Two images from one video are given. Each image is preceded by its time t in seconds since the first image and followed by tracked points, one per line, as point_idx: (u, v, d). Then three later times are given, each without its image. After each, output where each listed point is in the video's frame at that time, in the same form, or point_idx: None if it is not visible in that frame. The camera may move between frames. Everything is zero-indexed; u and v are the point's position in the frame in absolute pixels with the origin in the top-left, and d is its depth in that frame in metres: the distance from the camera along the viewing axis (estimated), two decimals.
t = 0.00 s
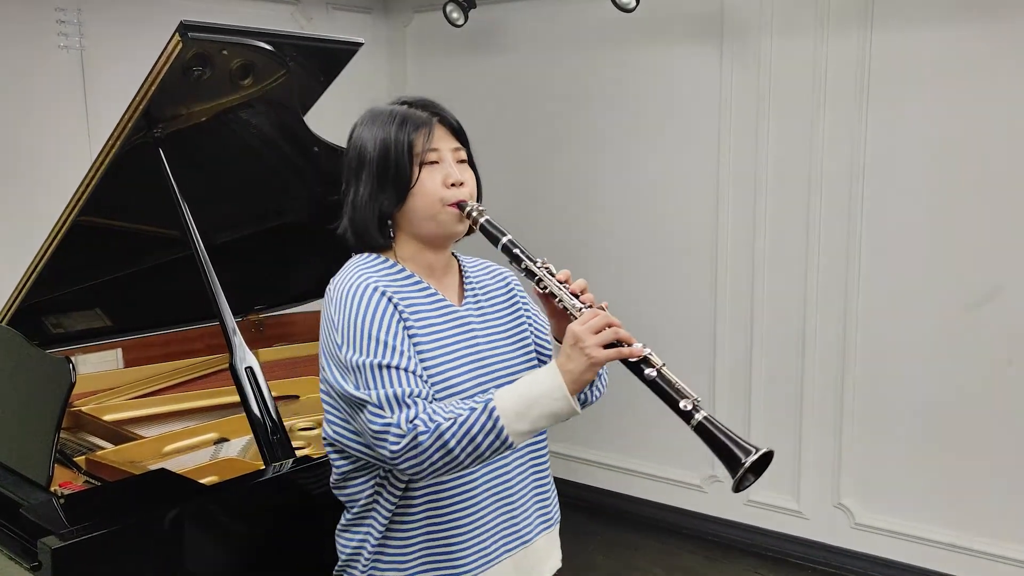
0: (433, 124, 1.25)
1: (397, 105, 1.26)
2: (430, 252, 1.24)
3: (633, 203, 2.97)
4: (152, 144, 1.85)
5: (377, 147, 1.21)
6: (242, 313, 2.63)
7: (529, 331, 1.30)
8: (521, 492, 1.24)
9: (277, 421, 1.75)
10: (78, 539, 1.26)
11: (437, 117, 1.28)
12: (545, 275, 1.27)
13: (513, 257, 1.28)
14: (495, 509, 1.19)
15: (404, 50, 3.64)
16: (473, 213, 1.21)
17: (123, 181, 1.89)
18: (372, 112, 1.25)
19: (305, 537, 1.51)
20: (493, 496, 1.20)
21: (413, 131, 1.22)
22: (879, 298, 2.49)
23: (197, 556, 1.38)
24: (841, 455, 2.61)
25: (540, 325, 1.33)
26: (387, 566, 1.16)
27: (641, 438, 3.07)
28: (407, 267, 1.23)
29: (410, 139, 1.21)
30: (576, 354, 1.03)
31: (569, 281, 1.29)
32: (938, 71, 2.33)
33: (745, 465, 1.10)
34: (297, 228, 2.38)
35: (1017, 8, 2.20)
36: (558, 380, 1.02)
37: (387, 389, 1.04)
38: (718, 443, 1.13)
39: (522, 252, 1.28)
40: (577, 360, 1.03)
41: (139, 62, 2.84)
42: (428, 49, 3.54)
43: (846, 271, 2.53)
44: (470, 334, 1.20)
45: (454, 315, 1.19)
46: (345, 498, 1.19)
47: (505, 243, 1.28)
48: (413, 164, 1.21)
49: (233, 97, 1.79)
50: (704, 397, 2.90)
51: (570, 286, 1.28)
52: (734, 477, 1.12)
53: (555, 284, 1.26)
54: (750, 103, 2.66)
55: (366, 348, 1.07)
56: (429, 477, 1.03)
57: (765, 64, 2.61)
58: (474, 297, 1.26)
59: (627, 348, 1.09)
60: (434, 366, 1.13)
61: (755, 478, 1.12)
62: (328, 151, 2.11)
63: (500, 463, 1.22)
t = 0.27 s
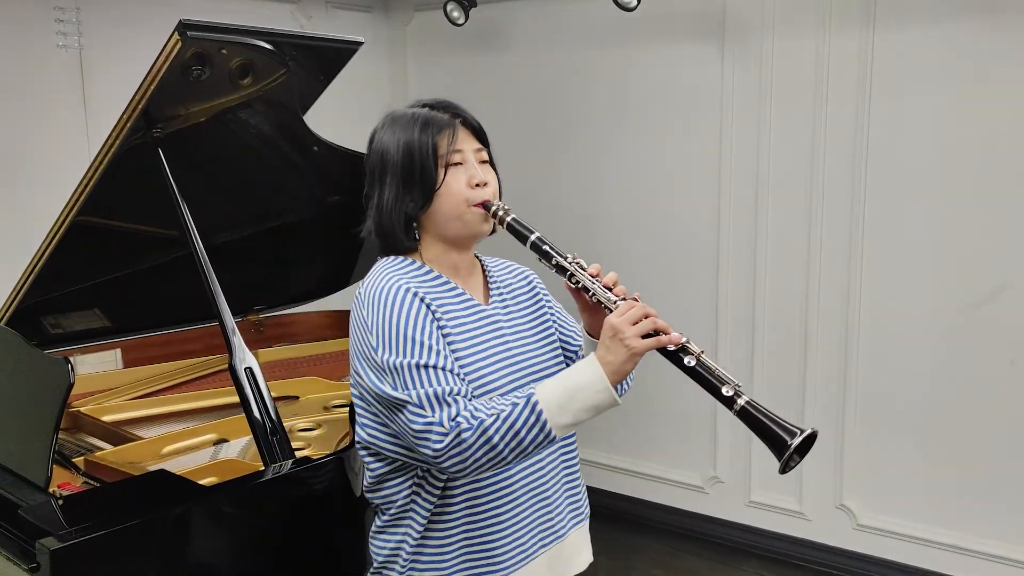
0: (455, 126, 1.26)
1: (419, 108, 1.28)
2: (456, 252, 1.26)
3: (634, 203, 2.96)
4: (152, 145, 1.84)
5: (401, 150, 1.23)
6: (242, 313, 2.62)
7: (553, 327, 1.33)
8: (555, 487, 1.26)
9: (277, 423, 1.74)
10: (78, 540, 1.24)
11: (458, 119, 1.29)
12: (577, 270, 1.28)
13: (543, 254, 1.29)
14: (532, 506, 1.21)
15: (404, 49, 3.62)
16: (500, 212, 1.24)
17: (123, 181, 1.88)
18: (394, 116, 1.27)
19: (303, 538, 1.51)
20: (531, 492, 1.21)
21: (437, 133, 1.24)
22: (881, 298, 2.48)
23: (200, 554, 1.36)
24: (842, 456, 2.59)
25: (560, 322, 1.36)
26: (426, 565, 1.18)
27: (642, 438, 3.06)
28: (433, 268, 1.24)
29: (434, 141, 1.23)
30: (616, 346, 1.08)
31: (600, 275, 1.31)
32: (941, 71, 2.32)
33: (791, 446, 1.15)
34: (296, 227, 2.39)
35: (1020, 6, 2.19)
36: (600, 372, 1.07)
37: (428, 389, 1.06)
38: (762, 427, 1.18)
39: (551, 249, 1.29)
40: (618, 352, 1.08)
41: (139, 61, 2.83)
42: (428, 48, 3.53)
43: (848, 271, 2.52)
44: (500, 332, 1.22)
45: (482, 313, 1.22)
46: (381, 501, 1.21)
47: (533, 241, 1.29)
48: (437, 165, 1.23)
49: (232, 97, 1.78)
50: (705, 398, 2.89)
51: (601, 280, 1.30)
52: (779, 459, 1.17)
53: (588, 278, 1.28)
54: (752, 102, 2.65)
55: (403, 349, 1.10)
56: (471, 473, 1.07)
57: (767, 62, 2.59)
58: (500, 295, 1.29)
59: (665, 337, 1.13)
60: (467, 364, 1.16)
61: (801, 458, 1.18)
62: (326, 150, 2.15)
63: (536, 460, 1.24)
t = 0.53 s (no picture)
0: (468, 129, 1.27)
1: (431, 111, 1.29)
2: (469, 253, 1.27)
3: (635, 202, 2.95)
4: (150, 145, 1.82)
5: (415, 153, 1.24)
6: (241, 313, 2.61)
7: (567, 327, 1.34)
8: (575, 483, 1.27)
9: (276, 423, 1.73)
10: (78, 543, 1.21)
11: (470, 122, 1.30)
12: (594, 267, 1.28)
13: (558, 253, 1.30)
14: (554, 502, 1.22)
15: (404, 48, 3.61)
16: (513, 213, 1.24)
17: (122, 180, 1.87)
18: (406, 120, 1.28)
19: (304, 539, 1.50)
20: (551, 490, 1.22)
21: (450, 135, 1.25)
22: (884, 299, 2.47)
23: (202, 554, 1.35)
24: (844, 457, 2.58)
25: (575, 322, 1.37)
26: (449, 566, 1.18)
27: (643, 439, 3.05)
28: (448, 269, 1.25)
29: (448, 143, 1.24)
30: (637, 340, 1.09)
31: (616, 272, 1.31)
32: (944, 70, 2.31)
33: (814, 434, 1.16)
34: (297, 226, 2.38)
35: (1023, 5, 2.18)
36: (620, 366, 1.08)
37: (449, 387, 1.07)
38: (784, 416, 1.20)
39: (567, 247, 1.32)
40: (638, 345, 1.09)
41: (138, 60, 2.82)
42: (428, 47, 3.52)
43: (850, 272, 2.51)
44: (517, 332, 1.23)
45: (498, 313, 1.23)
46: (402, 504, 1.22)
47: (549, 240, 1.31)
48: (451, 167, 1.24)
49: (232, 96, 1.77)
50: (706, 399, 2.88)
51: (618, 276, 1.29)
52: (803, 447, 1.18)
53: (605, 275, 1.27)
54: (753, 101, 2.64)
55: (422, 348, 1.10)
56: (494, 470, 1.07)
57: (768, 62, 2.59)
58: (514, 296, 1.29)
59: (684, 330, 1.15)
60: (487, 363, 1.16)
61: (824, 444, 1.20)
62: (326, 150, 2.13)
63: (555, 458, 1.25)
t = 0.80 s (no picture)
0: (470, 129, 1.27)
1: (433, 113, 1.28)
2: (473, 255, 1.26)
3: (636, 202, 2.94)
4: (149, 145, 1.81)
5: (418, 155, 1.23)
6: (241, 313, 2.58)
7: (571, 326, 1.33)
8: (583, 483, 1.26)
9: (275, 424, 1.71)
10: (76, 543, 1.20)
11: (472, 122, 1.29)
12: (598, 264, 1.28)
13: (563, 251, 1.30)
14: (562, 502, 1.21)
15: (404, 48, 3.60)
16: (516, 212, 1.23)
17: (121, 180, 1.86)
18: (409, 122, 1.27)
19: (304, 539, 1.49)
20: (559, 489, 1.21)
21: (452, 136, 1.24)
22: (887, 298, 2.46)
23: (202, 555, 1.34)
24: (846, 458, 2.57)
25: (579, 321, 1.36)
26: (459, 569, 1.17)
27: (644, 439, 3.04)
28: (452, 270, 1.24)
29: (450, 144, 1.23)
30: (643, 334, 1.09)
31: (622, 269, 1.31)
32: (947, 69, 2.30)
33: (823, 425, 1.17)
34: (297, 225, 2.37)
35: None
36: (627, 361, 1.07)
37: (455, 386, 1.06)
38: (792, 408, 1.20)
39: (571, 245, 1.31)
40: (645, 340, 1.08)
41: (138, 59, 2.81)
42: (428, 46, 3.51)
43: (853, 271, 2.50)
44: (522, 331, 1.22)
45: (502, 313, 1.21)
46: (410, 507, 1.20)
47: (553, 238, 1.30)
48: (453, 168, 1.23)
49: (231, 95, 1.75)
50: (707, 400, 2.87)
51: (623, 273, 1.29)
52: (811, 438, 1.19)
53: (609, 272, 1.27)
54: (755, 101, 2.63)
55: (428, 348, 1.09)
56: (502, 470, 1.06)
57: (770, 61, 2.58)
58: (519, 297, 1.28)
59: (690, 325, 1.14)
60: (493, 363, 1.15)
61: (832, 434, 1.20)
62: (326, 149, 2.12)
63: (562, 457, 1.24)
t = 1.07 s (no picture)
0: (461, 130, 1.26)
1: (425, 114, 1.27)
2: (467, 255, 1.25)
3: (637, 202, 2.92)
4: (148, 144, 1.80)
5: (409, 155, 1.22)
6: (240, 313, 2.58)
7: (568, 324, 1.31)
8: (575, 483, 1.23)
9: (275, 424, 1.70)
10: (73, 544, 1.19)
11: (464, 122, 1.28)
12: (586, 263, 1.26)
13: (552, 250, 1.29)
14: (553, 502, 1.19)
15: (404, 46, 3.59)
16: (508, 211, 1.22)
17: (120, 180, 1.85)
18: (400, 123, 1.27)
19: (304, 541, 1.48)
20: (551, 489, 1.19)
21: (443, 137, 1.23)
22: (889, 298, 2.44)
23: (201, 558, 1.33)
24: (849, 458, 2.56)
25: (577, 322, 1.35)
26: (449, 570, 1.15)
27: (645, 440, 3.03)
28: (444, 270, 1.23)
29: (440, 145, 1.22)
30: (626, 333, 1.06)
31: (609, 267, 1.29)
32: (949, 67, 2.29)
33: (805, 423, 1.13)
34: (296, 224, 2.36)
35: None
36: (609, 360, 1.05)
37: (439, 385, 1.04)
38: (776, 407, 1.16)
39: (560, 244, 1.30)
40: (627, 339, 1.06)
41: (137, 59, 2.81)
42: (428, 45, 3.50)
43: (854, 271, 2.49)
44: (514, 331, 1.20)
45: (496, 314, 1.20)
46: (402, 506, 1.19)
47: (543, 237, 1.29)
48: (444, 168, 1.22)
49: (230, 94, 1.74)
50: (708, 400, 2.86)
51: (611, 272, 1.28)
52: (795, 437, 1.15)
53: (597, 270, 1.25)
54: (757, 99, 2.62)
55: (415, 348, 1.08)
56: (487, 470, 1.04)
57: (771, 60, 2.57)
58: (514, 297, 1.27)
59: (675, 323, 1.12)
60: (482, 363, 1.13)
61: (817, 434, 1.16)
62: (325, 148, 2.11)
63: (555, 456, 1.22)
